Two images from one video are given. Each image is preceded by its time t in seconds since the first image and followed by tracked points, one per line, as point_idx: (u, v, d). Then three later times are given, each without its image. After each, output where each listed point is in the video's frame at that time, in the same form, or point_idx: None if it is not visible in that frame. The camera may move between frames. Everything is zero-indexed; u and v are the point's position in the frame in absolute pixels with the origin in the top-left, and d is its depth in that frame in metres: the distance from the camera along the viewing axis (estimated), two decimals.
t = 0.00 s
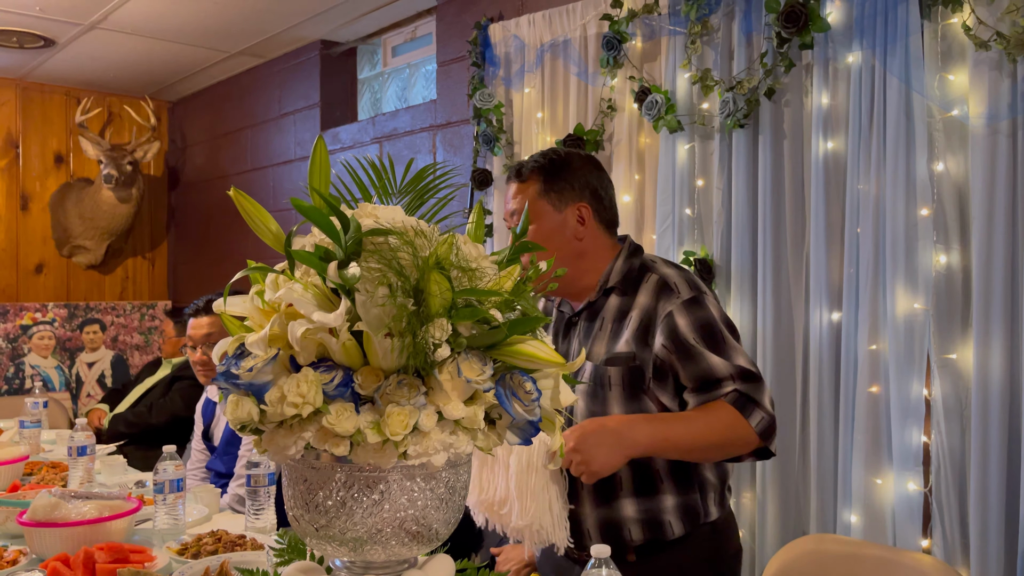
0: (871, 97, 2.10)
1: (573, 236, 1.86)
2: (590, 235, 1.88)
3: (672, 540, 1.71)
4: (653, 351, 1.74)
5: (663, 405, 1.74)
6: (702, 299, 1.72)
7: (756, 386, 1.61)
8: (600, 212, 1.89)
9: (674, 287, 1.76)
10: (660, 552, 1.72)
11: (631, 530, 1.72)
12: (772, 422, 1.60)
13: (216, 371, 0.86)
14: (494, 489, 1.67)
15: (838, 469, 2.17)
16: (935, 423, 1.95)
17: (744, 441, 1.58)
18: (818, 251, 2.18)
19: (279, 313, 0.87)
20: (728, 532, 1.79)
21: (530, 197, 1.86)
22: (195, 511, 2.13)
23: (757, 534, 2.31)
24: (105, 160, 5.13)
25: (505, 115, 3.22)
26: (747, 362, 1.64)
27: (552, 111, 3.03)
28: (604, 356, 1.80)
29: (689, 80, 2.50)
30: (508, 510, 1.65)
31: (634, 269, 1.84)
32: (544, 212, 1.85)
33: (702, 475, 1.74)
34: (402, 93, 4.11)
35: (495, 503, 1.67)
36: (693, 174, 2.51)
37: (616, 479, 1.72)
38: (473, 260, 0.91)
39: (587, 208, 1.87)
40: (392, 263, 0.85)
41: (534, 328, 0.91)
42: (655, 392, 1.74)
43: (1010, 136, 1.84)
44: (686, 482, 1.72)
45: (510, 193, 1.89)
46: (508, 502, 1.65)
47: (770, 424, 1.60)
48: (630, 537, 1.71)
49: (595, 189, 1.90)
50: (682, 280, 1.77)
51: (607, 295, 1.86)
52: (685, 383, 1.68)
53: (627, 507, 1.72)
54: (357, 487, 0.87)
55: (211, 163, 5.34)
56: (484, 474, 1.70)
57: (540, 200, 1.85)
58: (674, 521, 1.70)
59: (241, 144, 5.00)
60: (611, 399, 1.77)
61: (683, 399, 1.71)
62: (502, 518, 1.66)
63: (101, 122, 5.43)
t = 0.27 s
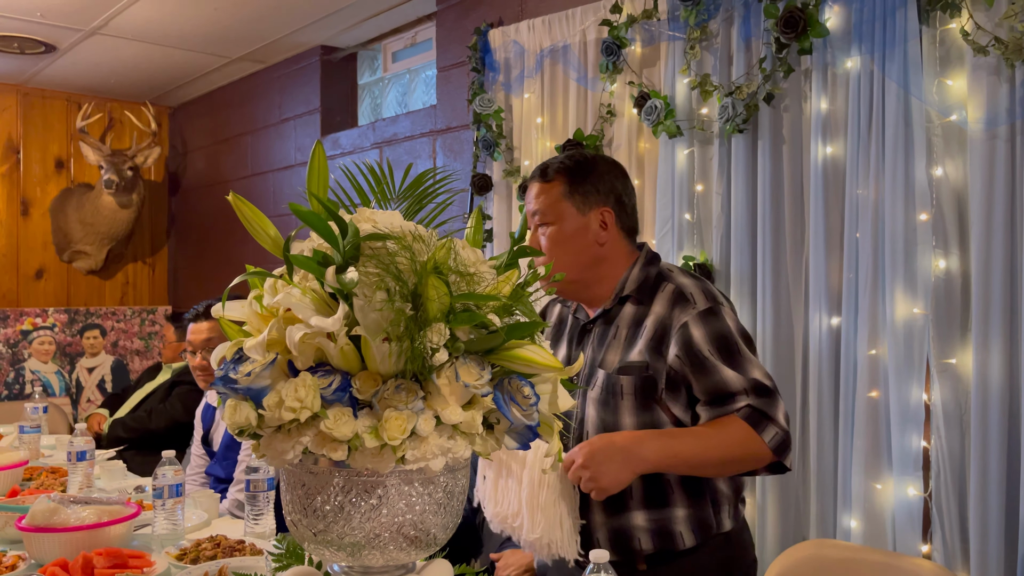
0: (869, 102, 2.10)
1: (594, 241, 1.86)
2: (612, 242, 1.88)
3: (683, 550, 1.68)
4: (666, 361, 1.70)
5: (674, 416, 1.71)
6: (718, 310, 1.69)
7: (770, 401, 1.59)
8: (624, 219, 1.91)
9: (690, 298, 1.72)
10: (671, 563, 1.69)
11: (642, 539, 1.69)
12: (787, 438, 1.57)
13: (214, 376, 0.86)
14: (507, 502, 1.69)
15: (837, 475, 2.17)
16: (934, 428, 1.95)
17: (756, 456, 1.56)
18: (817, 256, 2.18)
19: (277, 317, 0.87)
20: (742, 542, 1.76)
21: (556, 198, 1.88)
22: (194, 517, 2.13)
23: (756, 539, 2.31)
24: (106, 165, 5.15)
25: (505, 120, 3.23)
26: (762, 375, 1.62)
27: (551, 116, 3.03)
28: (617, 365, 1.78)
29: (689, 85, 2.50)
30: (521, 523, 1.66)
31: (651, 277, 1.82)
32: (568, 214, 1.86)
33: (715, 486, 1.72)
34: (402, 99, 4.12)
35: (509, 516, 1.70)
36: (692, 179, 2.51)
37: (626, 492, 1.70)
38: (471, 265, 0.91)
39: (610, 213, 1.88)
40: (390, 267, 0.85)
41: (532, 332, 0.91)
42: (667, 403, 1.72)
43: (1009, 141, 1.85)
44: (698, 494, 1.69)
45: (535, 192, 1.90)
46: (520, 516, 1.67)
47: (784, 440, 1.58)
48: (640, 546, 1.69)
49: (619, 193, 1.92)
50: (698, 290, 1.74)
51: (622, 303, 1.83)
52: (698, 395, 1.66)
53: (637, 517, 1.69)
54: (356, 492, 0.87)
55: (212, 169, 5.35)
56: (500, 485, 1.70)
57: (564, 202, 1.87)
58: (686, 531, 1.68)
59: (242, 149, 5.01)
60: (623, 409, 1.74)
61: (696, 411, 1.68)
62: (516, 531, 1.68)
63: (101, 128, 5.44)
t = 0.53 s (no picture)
0: (868, 105, 2.10)
1: (614, 242, 1.84)
2: (632, 243, 1.85)
3: (687, 558, 1.64)
4: (676, 365, 1.67)
5: (683, 421, 1.67)
6: (731, 314, 1.64)
7: (781, 408, 1.54)
8: (644, 221, 1.88)
9: (703, 302, 1.68)
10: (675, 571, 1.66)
11: (644, 545, 1.65)
12: (797, 446, 1.53)
13: (211, 379, 0.86)
14: (517, 510, 1.48)
15: (837, 478, 2.16)
16: (934, 431, 1.95)
17: (766, 464, 1.52)
18: (816, 260, 2.18)
19: (274, 320, 0.87)
20: (749, 550, 1.72)
21: (578, 196, 1.85)
22: (192, 521, 2.12)
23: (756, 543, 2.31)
24: (105, 169, 5.14)
25: (504, 123, 3.23)
26: (773, 382, 1.57)
27: (550, 120, 3.03)
28: (626, 366, 1.74)
29: (687, 89, 2.50)
30: (531, 533, 1.46)
31: (665, 281, 1.80)
32: (589, 213, 1.83)
33: (722, 495, 1.66)
34: (401, 102, 4.12)
35: (520, 525, 1.48)
36: (691, 182, 2.52)
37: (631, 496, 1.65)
38: (469, 268, 0.91)
39: (632, 214, 1.86)
40: (387, 270, 0.85)
41: (530, 335, 0.91)
42: (676, 407, 1.67)
43: (1007, 144, 1.85)
44: (705, 502, 1.64)
45: (557, 188, 1.89)
46: (532, 525, 1.46)
47: (795, 448, 1.53)
48: (642, 551, 1.65)
49: (639, 193, 1.90)
50: (712, 294, 1.69)
51: (635, 305, 1.81)
52: (708, 400, 1.61)
53: (641, 522, 1.65)
54: (353, 495, 0.86)
55: (212, 172, 5.34)
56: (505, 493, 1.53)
57: (586, 200, 1.84)
58: (690, 539, 1.64)
59: (241, 153, 5.01)
60: (630, 411, 1.70)
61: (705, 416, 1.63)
62: (526, 542, 1.47)
63: (101, 131, 5.45)
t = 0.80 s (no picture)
0: (867, 107, 2.10)
1: (626, 245, 1.83)
2: (643, 246, 1.85)
3: (687, 561, 1.64)
4: (679, 366, 1.67)
5: (685, 423, 1.66)
6: (737, 317, 1.63)
7: (784, 413, 1.52)
8: (656, 223, 1.87)
9: (709, 305, 1.68)
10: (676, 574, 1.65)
11: (644, 546, 1.65)
12: (800, 451, 1.51)
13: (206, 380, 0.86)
14: (514, 508, 1.48)
15: (836, 480, 2.16)
16: (932, 433, 1.95)
17: (768, 468, 1.50)
18: (814, 262, 2.18)
19: (270, 321, 0.87)
20: (751, 555, 1.70)
21: (591, 197, 1.84)
22: (189, 523, 2.11)
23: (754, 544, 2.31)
24: (103, 171, 5.13)
25: (502, 125, 3.23)
26: (777, 386, 1.56)
27: (548, 121, 3.03)
28: (630, 366, 1.75)
29: (685, 91, 2.51)
30: (528, 532, 1.46)
31: (672, 282, 1.80)
32: (602, 215, 1.82)
33: (724, 498, 1.65)
34: (400, 104, 4.12)
35: (515, 524, 1.48)
36: (689, 184, 2.52)
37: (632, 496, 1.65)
38: (466, 269, 0.90)
39: (645, 217, 1.85)
40: (383, 270, 0.85)
41: (526, 336, 0.91)
42: (678, 408, 1.67)
43: (1005, 145, 1.85)
44: (706, 505, 1.63)
45: (569, 188, 1.87)
46: (528, 524, 1.46)
47: (798, 453, 1.52)
48: (642, 552, 1.64)
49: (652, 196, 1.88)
50: (718, 296, 1.69)
51: (641, 305, 1.81)
52: (711, 402, 1.60)
53: (642, 523, 1.65)
54: (349, 497, 0.86)
55: (210, 174, 5.34)
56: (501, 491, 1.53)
57: (599, 201, 1.83)
58: (691, 542, 1.63)
59: (240, 155, 5.01)
60: (632, 412, 1.70)
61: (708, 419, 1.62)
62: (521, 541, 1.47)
63: (100, 133, 5.45)
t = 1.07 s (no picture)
0: (865, 108, 2.10)
1: (630, 243, 1.83)
2: (646, 246, 1.85)
3: (685, 561, 1.63)
4: (678, 366, 1.67)
5: (683, 422, 1.67)
6: (736, 318, 1.62)
7: (783, 414, 1.52)
8: (660, 225, 1.88)
9: (709, 305, 1.66)
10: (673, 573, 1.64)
11: (642, 545, 1.65)
12: (798, 454, 1.50)
13: (204, 380, 0.86)
14: (506, 504, 1.48)
15: (834, 482, 2.16)
16: (931, 434, 1.95)
17: (764, 468, 1.49)
18: (813, 263, 2.18)
19: (267, 321, 0.87)
20: (749, 555, 1.69)
21: (600, 192, 1.84)
22: (187, 524, 2.10)
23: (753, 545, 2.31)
24: (102, 171, 5.13)
25: (501, 126, 3.23)
26: (777, 388, 1.55)
27: (547, 122, 3.03)
28: (629, 366, 1.75)
29: (684, 91, 2.51)
30: (520, 528, 1.45)
31: (672, 282, 1.80)
32: (609, 211, 1.82)
33: (722, 499, 1.64)
34: (399, 105, 4.12)
35: (507, 520, 1.49)
36: (688, 185, 2.52)
37: (630, 493, 1.65)
38: (464, 269, 0.90)
39: (651, 217, 1.86)
40: (381, 270, 0.84)
41: (524, 336, 0.91)
42: (676, 408, 1.67)
43: (1003, 146, 1.85)
44: (704, 505, 1.63)
45: (578, 182, 1.87)
46: (519, 520, 1.46)
47: (796, 454, 1.50)
48: (640, 552, 1.65)
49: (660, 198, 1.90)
50: (718, 297, 1.68)
51: (640, 305, 1.81)
52: (709, 403, 1.59)
53: (639, 522, 1.65)
54: (346, 497, 0.86)
55: (209, 175, 5.34)
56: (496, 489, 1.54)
57: (608, 197, 1.83)
58: (688, 542, 1.62)
59: (239, 155, 5.01)
60: (631, 412, 1.70)
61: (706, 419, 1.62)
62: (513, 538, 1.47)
63: (98, 134, 5.45)
